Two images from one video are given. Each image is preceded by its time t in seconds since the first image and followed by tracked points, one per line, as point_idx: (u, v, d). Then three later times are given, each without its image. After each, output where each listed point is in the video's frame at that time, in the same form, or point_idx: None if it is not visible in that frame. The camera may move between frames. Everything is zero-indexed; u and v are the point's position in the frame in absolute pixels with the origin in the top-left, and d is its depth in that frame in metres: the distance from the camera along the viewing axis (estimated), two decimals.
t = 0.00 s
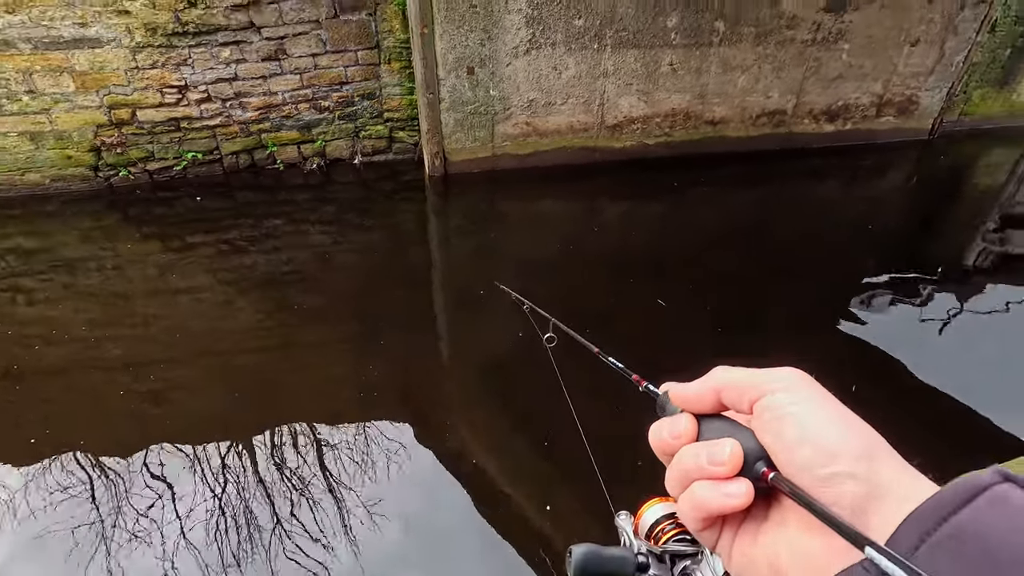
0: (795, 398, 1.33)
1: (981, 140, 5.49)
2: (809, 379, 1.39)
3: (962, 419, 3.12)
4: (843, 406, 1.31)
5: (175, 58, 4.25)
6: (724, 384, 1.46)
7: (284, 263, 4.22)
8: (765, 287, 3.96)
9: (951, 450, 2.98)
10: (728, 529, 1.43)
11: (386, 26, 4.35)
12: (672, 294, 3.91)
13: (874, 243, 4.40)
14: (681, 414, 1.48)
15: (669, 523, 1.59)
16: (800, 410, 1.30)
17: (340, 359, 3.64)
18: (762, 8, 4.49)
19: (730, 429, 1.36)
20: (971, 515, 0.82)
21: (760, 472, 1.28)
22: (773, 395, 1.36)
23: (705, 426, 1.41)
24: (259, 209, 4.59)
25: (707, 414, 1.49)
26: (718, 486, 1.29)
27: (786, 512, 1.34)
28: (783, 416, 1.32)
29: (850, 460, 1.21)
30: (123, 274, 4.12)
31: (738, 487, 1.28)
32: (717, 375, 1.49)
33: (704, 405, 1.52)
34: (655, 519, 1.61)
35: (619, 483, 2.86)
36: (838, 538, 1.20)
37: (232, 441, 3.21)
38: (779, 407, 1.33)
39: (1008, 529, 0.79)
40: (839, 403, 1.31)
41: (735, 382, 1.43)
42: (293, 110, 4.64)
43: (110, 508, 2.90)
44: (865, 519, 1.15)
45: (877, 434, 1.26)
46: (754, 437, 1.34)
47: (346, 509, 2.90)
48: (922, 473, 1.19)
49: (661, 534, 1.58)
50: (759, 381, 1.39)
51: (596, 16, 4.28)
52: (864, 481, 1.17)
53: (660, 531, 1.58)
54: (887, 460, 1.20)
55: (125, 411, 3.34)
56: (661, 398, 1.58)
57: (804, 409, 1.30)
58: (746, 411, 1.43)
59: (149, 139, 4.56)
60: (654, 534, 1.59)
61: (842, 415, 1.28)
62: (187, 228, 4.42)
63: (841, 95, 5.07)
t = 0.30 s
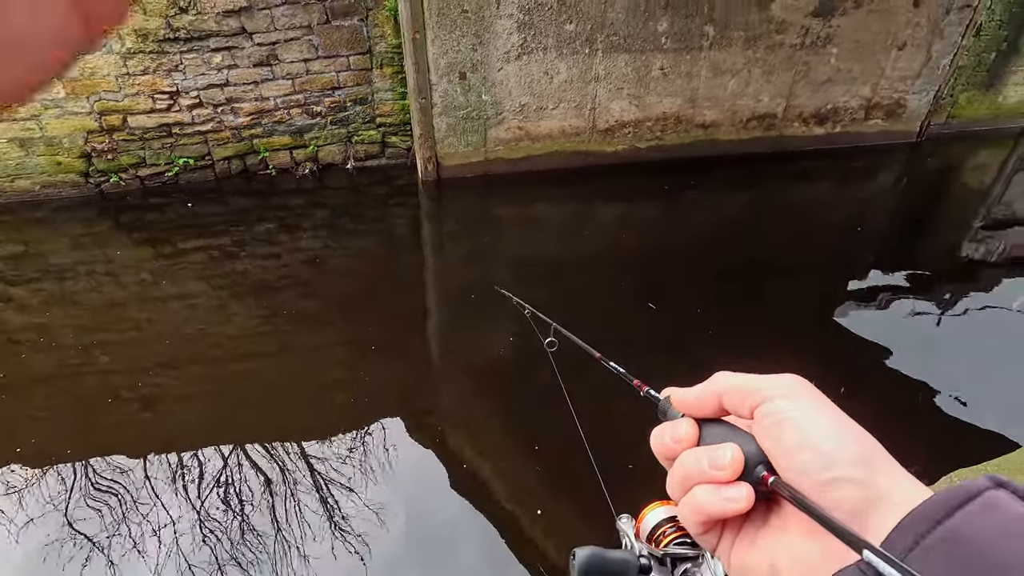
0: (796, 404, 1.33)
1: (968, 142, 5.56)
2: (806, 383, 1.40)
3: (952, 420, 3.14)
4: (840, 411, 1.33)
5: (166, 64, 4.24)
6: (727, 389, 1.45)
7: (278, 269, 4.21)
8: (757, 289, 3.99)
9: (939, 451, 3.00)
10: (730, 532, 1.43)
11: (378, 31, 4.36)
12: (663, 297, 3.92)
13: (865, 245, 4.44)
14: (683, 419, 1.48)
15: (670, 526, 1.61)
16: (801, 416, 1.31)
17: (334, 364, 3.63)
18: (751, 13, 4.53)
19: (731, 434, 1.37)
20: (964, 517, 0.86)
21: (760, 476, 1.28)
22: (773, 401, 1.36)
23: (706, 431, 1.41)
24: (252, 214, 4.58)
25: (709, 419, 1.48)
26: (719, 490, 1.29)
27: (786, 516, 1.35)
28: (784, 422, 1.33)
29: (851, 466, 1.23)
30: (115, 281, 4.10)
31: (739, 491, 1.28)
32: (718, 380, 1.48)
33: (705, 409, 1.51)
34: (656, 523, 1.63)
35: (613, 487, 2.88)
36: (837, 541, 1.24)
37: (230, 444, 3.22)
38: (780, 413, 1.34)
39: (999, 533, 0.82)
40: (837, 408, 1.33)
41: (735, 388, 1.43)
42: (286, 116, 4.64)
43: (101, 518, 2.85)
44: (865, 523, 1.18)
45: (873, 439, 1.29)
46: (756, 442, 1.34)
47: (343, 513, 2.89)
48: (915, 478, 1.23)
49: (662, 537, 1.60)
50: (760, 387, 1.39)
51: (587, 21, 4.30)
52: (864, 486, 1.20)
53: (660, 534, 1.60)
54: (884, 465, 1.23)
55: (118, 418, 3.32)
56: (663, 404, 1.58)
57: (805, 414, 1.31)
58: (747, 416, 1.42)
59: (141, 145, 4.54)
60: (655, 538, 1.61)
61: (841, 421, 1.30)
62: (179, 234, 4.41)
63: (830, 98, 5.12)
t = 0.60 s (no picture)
0: (779, 416, 1.34)
1: (958, 143, 5.62)
2: (790, 395, 1.41)
3: (942, 416, 3.15)
4: (823, 423, 1.34)
5: (159, 67, 4.23)
6: (712, 400, 1.45)
7: (271, 272, 4.19)
8: (752, 290, 4.00)
9: (932, 447, 3.01)
10: (716, 546, 1.44)
11: (372, 34, 4.36)
12: (657, 299, 3.93)
13: (857, 246, 4.47)
14: (668, 429, 1.47)
15: (658, 539, 1.45)
16: (785, 427, 1.32)
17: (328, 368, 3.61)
18: (744, 15, 4.57)
19: (717, 446, 1.36)
20: (946, 529, 0.85)
21: (745, 489, 1.29)
22: (758, 413, 1.36)
23: (692, 443, 1.40)
24: (245, 218, 4.57)
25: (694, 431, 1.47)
26: (705, 503, 1.30)
27: (772, 529, 1.36)
28: (768, 434, 1.33)
29: (834, 478, 1.24)
30: (107, 285, 4.07)
31: (726, 503, 1.29)
32: (704, 391, 1.48)
33: (690, 421, 1.50)
34: (644, 536, 1.47)
35: (606, 487, 2.87)
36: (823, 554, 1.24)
37: (220, 457, 3.16)
38: (764, 426, 1.34)
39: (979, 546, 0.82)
40: (821, 420, 1.34)
41: (720, 399, 1.43)
42: (279, 119, 4.63)
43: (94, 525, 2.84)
44: (850, 535, 1.18)
45: (858, 451, 1.29)
46: (741, 454, 1.34)
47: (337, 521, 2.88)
48: (898, 488, 1.24)
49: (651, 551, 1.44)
50: (745, 398, 1.39)
51: (581, 24, 4.32)
52: (848, 498, 1.21)
53: (648, 548, 1.44)
54: (868, 476, 1.24)
55: (109, 422, 3.29)
56: (648, 414, 1.55)
57: (789, 427, 1.32)
58: (733, 428, 1.42)
59: (133, 149, 4.53)
60: (642, 551, 1.45)
61: (825, 432, 1.31)
62: (172, 238, 4.38)
63: (822, 99, 5.16)
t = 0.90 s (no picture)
0: (786, 428, 1.35)
1: (952, 143, 5.66)
2: (796, 406, 1.41)
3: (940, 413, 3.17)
4: (829, 435, 1.35)
5: (155, 69, 4.23)
6: (717, 414, 1.45)
7: (269, 274, 4.19)
8: (749, 290, 4.02)
9: (930, 444, 3.02)
10: (724, 560, 1.45)
11: (369, 36, 4.37)
12: (653, 300, 3.93)
13: (853, 246, 4.49)
14: (673, 444, 1.47)
15: (665, 556, 1.45)
16: (792, 440, 1.33)
17: (327, 370, 3.61)
18: (739, 16, 4.58)
19: (725, 460, 1.36)
20: (958, 541, 0.84)
21: (754, 502, 1.30)
22: (764, 426, 1.37)
23: (698, 457, 1.41)
24: (243, 220, 4.56)
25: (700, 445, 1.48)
26: (712, 518, 1.30)
27: (781, 544, 1.36)
28: (774, 447, 1.34)
29: (841, 491, 1.25)
30: (104, 288, 4.06)
31: (733, 518, 1.29)
32: (709, 405, 1.49)
33: (696, 435, 1.51)
34: (651, 553, 1.47)
35: (606, 487, 2.88)
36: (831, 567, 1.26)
37: (220, 452, 3.17)
38: (771, 438, 1.35)
39: (992, 560, 0.81)
40: (826, 433, 1.35)
41: (726, 412, 1.43)
42: (276, 120, 4.63)
43: (94, 526, 2.85)
44: (858, 549, 1.19)
45: (864, 464, 1.30)
46: (747, 468, 1.35)
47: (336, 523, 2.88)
48: (905, 501, 1.25)
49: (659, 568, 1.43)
50: (751, 412, 1.40)
51: (577, 25, 4.32)
52: (855, 511, 1.22)
53: (655, 566, 1.44)
54: (875, 489, 1.24)
55: (107, 426, 3.28)
56: (653, 428, 1.55)
57: (795, 440, 1.33)
58: (738, 441, 1.43)
59: (130, 151, 4.52)
60: (650, 569, 1.45)
61: (830, 445, 1.32)
62: (169, 240, 4.38)
63: (817, 100, 5.18)
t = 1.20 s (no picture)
0: (795, 439, 1.34)
1: (951, 144, 5.67)
2: (804, 417, 1.41)
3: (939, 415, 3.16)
4: (837, 447, 1.34)
5: (154, 70, 4.23)
6: (726, 423, 1.45)
7: (268, 276, 4.18)
8: (749, 291, 4.01)
9: (929, 445, 3.02)
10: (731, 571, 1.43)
11: (368, 37, 4.37)
12: (651, 301, 3.92)
13: (853, 246, 4.49)
14: (680, 452, 1.47)
15: (669, 565, 1.39)
16: (801, 451, 1.32)
17: (326, 371, 3.60)
18: (738, 17, 4.58)
19: (734, 471, 1.36)
20: (972, 561, 0.74)
21: (761, 513, 1.30)
22: (773, 436, 1.36)
23: (705, 466, 1.40)
24: (242, 221, 4.56)
25: (707, 454, 1.47)
26: (720, 528, 1.29)
27: (789, 557, 1.34)
28: (784, 457, 1.33)
29: (851, 504, 1.24)
30: (102, 289, 4.05)
31: (740, 529, 1.28)
32: (717, 414, 1.48)
33: (703, 444, 1.50)
34: (654, 562, 1.41)
35: (605, 488, 2.87)
36: None
37: (219, 455, 3.16)
38: (781, 449, 1.34)
39: None
40: (835, 444, 1.34)
41: (735, 421, 1.43)
42: (275, 122, 4.63)
43: (89, 534, 2.81)
44: (868, 563, 1.18)
45: (873, 477, 1.30)
46: (755, 479, 1.35)
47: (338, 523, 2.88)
48: (913, 515, 1.24)
49: None
50: (760, 421, 1.39)
51: (576, 26, 4.33)
52: (866, 525, 1.21)
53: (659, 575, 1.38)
54: (884, 503, 1.24)
55: (105, 428, 3.27)
56: (660, 437, 1.54)
57: (805, 451, 1.32)
58: (746, 451, 1.42)
59: (128, 152, 4.52)
60: None
61: (840, 457, 1.31)
62: (168, 242, 4.37)
63: (816, 101, 5.19)
